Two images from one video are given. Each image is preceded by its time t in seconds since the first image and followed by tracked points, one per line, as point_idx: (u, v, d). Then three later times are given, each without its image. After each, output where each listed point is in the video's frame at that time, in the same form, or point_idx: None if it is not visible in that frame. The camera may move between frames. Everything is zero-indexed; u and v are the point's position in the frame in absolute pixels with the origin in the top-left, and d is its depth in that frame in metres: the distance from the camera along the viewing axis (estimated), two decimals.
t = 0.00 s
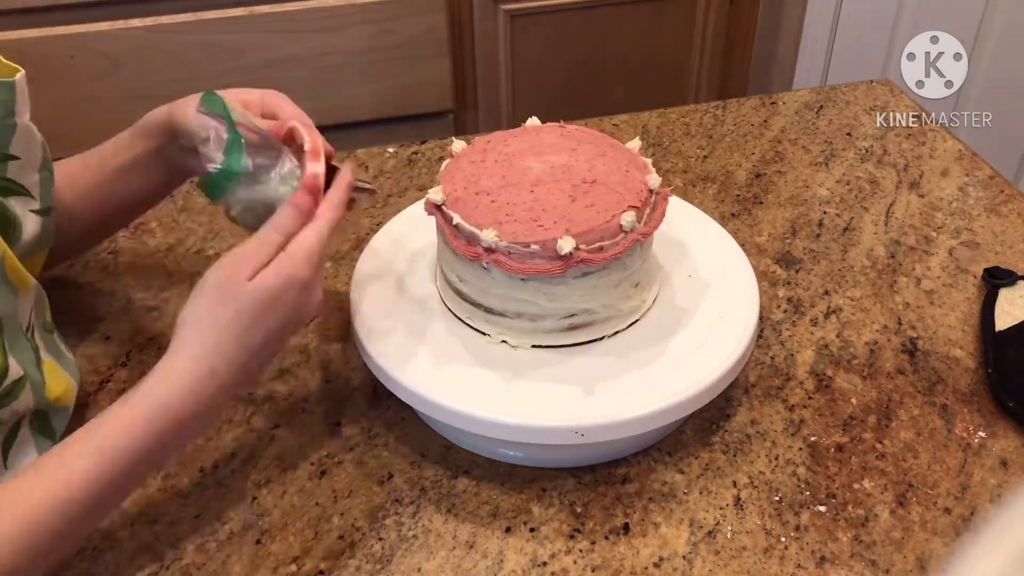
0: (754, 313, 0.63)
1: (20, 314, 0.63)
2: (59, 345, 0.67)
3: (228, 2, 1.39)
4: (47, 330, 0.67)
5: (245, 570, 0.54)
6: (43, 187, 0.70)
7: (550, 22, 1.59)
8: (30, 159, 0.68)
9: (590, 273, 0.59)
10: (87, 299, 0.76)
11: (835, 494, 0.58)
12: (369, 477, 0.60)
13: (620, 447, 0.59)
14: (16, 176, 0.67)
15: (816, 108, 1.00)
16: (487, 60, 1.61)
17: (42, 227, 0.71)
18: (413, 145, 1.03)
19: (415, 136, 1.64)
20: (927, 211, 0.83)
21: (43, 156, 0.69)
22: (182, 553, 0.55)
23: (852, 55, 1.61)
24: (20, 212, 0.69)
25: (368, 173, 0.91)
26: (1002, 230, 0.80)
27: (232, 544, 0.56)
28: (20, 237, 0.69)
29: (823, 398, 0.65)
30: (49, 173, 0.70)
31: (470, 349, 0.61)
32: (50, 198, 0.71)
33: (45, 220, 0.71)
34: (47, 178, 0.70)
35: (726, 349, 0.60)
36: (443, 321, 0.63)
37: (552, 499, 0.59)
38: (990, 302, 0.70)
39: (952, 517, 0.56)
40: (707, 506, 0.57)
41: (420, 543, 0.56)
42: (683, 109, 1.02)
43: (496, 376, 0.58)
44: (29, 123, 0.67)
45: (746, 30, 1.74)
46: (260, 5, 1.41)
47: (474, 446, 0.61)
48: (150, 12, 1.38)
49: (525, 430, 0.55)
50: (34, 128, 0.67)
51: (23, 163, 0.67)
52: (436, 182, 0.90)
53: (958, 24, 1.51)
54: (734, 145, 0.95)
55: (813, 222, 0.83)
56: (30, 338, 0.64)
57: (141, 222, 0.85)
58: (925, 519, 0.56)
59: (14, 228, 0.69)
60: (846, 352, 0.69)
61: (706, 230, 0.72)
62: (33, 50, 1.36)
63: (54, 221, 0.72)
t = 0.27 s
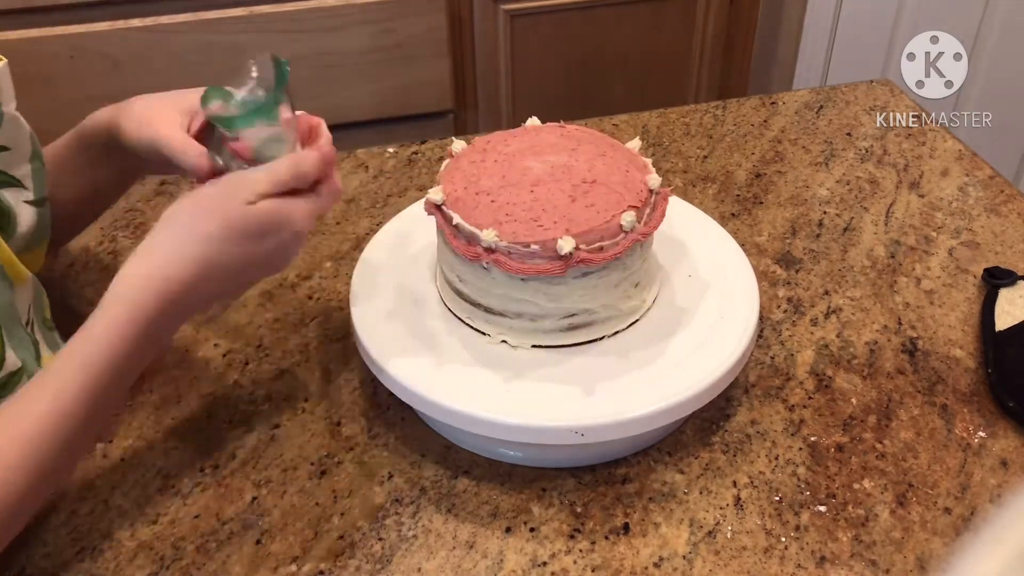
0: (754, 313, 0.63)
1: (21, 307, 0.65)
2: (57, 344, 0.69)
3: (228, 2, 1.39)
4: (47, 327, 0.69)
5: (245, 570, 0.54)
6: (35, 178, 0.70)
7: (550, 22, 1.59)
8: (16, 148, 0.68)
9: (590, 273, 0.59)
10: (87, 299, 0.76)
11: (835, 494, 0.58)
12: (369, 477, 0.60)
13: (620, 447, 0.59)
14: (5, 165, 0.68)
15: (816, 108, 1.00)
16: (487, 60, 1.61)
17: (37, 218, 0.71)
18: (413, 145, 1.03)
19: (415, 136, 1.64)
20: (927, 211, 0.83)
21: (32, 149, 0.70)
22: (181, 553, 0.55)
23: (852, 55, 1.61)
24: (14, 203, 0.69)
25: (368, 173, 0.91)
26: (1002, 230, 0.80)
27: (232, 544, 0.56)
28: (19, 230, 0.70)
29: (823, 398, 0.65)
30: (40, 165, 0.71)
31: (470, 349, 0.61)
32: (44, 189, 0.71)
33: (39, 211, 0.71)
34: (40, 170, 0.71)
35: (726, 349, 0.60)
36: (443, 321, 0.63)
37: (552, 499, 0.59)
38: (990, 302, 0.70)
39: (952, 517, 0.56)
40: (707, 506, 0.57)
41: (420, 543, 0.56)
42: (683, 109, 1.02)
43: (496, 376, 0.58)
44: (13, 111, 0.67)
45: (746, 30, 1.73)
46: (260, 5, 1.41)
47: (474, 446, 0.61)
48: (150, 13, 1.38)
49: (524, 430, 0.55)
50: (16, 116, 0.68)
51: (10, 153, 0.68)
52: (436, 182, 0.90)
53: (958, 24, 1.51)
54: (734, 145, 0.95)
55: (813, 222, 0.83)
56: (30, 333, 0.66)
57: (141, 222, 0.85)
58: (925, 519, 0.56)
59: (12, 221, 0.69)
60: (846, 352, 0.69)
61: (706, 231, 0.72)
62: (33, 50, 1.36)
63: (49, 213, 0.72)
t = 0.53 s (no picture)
0: (754, 313, 0.63)
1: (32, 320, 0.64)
2: (68, 354, 0.67)
3: (228, 2, 1.39)
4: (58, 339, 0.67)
5: (245, 570, 0.54)
6: (63, 194, 0.70)
7: (550, 22, 1.59)
8: (52, 166, 0.68)
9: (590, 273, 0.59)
10: (87, 299, 0.76)
11: (835, 494, 0.58)
12: (369, 477, 0.60)
13: (620, 447, 0.59)
14: (39, 182, 0.68)
15: (817, 108, 1.00)
16: (487, 60, 1.61)
17: (61, 233, 0.71)
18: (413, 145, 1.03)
19: (415, 136, 1.64)
20: (927, 211, 0.83)
21: (66, 165, 0.70)
22: (181, 553, 0.55)
23: (852, 55, 1.62)
24: (43, 220, 0.69)
25: (368, 173, 0.91)
26: (1002, 230, 0.80)
27: (232, 544, 0.56)
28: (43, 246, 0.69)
29: (823, 398, 0.65)
30: (69, 181, 0.71)
31: (469, 349, 0.61)
32: (70, 204, 0.71)
33: (63, 226, 0.71)
34: (69, 187, 0.71)
35: (725, 349, 0.60)
36: (443, 321, 0.63)
37: (552, 499, 0.59)
38: (990, 302, 0.70)
39: (952, 517, 0.56)
40: (707, 506, 0.57)
41: (420, 543, 0.56)
42: (683, 109, 1.02)
43: (496, 376, 0.58)
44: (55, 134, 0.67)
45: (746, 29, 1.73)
46: (261, 5, 1.41)
47: (474, 446, 0.61)
48: (150, 12, 1.38)
49: (524, 430, 0.55)
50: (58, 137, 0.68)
51: (45, 170, 0.68)
52: (436, 182, 0.90)
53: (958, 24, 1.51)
54: (735, 145, 0.95)
55: (813, 222, 0.83)
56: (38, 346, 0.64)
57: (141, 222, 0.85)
58: (925, 519, 0.56)
59: (39, 237, 0.69)
60: (846, 352, 0.69)
61: (706, 231, 0.72)
62: (34, 50, 1.36)
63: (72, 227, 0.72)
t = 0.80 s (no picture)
0: (754, 314, 0.62)
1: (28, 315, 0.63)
2: (65, 349, 0.67)
3: (228, 2, 1.39)
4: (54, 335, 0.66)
5: (245, 570, 0.54)
6: (54, 188, 0.69)
7: (550, 22, 1.59)
8: (41, 159, 0.67)
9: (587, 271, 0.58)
10: (87, 299, 0.76)
11: (835, 494, 0.58)
12: (369, 477, 0.60)
13: (620, 446, 0.59)
14: (30, 177, 0.67)
15: (816, 108, 1.00)
16: (487, 60, 1.61)
17: (53, 227, 0.70)
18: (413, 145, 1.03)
19: (415, 136, 1.64)
20: (927, 211, 0.83)
21: (55, 158, 0.69)
22: (181, 553, 0.55)
23: (852, 56, 1.62)
24: (34, 214, 0.68)
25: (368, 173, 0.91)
26: (1002, 230, 0.80)
27: (232, 543, 0.56)
28: (33, 239, 0.69)
29: (823, 398, 0.65)
30: (60, 174, 0.70)
31: (469, 348, 0.61)
32: (61, 199, 0.70)
33: (56, 221, 0.70)
34: (59, 180, 0.70)
35: (726, 349, 0.59)
36: (443, 320, 0.63)
37: (552, 498, 0.59)
38: (990, 302, 0.70)
39: (952, 517, 0.56)
40: (707, 506, 0.57)
41: (419, 543, 0.56)
42: (683, 109, 1.02)
43: (495, 376, 0.58)
44: (41, 124, 0.66)
45: (746, 29, 1.73)
46: (261, 5, 1.41)
47: (474, 445, 0.61)
48: (150, 12, 1.38)
49: (523, 430, 0.55)
50: (44, 129, 0.67)
51: (35, 164, 0.67)
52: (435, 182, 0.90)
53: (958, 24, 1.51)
54: (735, 145, 0.95)
55: (813, 222, 0.83)
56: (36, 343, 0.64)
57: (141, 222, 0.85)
58: (925, 519, 0.56)
59: (29, 230, 0.68)
60: (846, 351, 0.69)
61: (708, 231, 0.71)
62: (33, 50, 1.36)
63: (64, 221, 0.71)
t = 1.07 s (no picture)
0: (754, 315, 0.62)
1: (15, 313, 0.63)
2: (59, 346, 0.67)
3: (228, 2, 1.39)
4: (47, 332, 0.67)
5: (245, 569, 0.54)
6: (35, 185, 0.70)
7: (551, 22, 1.59)
8: (19, 157, 0.68)
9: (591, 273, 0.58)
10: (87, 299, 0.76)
11: (835, 494, 0.58)
12: (369, 477, 0.60)
13: (619, 447, 0.59)
14: (9, 175, 0.67)
15: (816, 108, 1.00)
16: (487, 60, 1.61)
17: (35, 226, 0.70)
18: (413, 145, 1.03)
19: (415, 136, 1.64)
20: (927, 211, 0.83)
21: (35, 155, 0.69)
22: (181, 553, 0.55)
23: (852, 56, 1.62)
24: (15, 212, 0.69)
25: (368, 173, 0.91)
26: (1002, 230, 0.80)
27: (232, 543, 0.56)
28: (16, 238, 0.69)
29: (823, 398, 0.65)
30: (42, 172, 0.70)
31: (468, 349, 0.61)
32: (44, 196, 0.70)
33: (38, 218, 0.70)
34: (40, 177, 0.70)
35: (725, 350, 0.59)
36: (443, 321, 0.63)
37: (552, 499, 0.59)
38: (990, 302, 0.70)
39: (952, 517, 0.56)
40: (707, 506, 0.57)
41: (419, 543, 0.56)
42: (683, 109, 1.02)
43: (495, 376, 0.58)
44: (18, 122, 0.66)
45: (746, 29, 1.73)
46: (261, 5, 1.41)
47: (474, 446, 0.61)
48: (150, 12, 1.38)
49: (522, 430, 0.55)
50: (20, 126, 0.67)
51: (13, 161, 0.67)
52: (436, 182, 0.90)
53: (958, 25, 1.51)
54: (735, 145, 0.95)
55: (813, 222, 0.83)
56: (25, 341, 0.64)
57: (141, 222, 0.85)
58: (925, 519, 0.56)
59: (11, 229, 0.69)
60: (846, 352, 0.69)
61: (709, 231, 0.71)
62: (33, 50, 1.36)
63: (47, 219, 0.71)
